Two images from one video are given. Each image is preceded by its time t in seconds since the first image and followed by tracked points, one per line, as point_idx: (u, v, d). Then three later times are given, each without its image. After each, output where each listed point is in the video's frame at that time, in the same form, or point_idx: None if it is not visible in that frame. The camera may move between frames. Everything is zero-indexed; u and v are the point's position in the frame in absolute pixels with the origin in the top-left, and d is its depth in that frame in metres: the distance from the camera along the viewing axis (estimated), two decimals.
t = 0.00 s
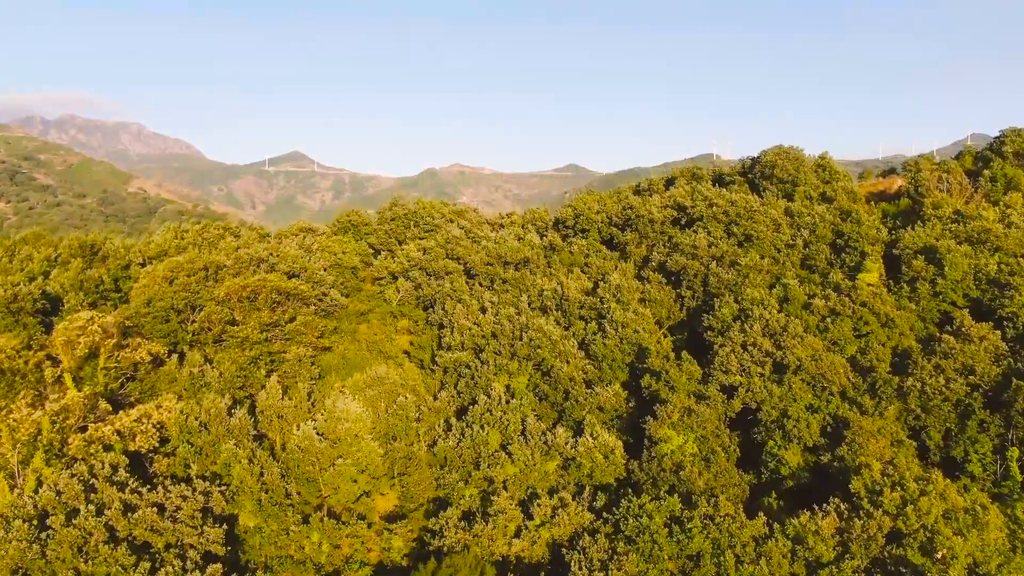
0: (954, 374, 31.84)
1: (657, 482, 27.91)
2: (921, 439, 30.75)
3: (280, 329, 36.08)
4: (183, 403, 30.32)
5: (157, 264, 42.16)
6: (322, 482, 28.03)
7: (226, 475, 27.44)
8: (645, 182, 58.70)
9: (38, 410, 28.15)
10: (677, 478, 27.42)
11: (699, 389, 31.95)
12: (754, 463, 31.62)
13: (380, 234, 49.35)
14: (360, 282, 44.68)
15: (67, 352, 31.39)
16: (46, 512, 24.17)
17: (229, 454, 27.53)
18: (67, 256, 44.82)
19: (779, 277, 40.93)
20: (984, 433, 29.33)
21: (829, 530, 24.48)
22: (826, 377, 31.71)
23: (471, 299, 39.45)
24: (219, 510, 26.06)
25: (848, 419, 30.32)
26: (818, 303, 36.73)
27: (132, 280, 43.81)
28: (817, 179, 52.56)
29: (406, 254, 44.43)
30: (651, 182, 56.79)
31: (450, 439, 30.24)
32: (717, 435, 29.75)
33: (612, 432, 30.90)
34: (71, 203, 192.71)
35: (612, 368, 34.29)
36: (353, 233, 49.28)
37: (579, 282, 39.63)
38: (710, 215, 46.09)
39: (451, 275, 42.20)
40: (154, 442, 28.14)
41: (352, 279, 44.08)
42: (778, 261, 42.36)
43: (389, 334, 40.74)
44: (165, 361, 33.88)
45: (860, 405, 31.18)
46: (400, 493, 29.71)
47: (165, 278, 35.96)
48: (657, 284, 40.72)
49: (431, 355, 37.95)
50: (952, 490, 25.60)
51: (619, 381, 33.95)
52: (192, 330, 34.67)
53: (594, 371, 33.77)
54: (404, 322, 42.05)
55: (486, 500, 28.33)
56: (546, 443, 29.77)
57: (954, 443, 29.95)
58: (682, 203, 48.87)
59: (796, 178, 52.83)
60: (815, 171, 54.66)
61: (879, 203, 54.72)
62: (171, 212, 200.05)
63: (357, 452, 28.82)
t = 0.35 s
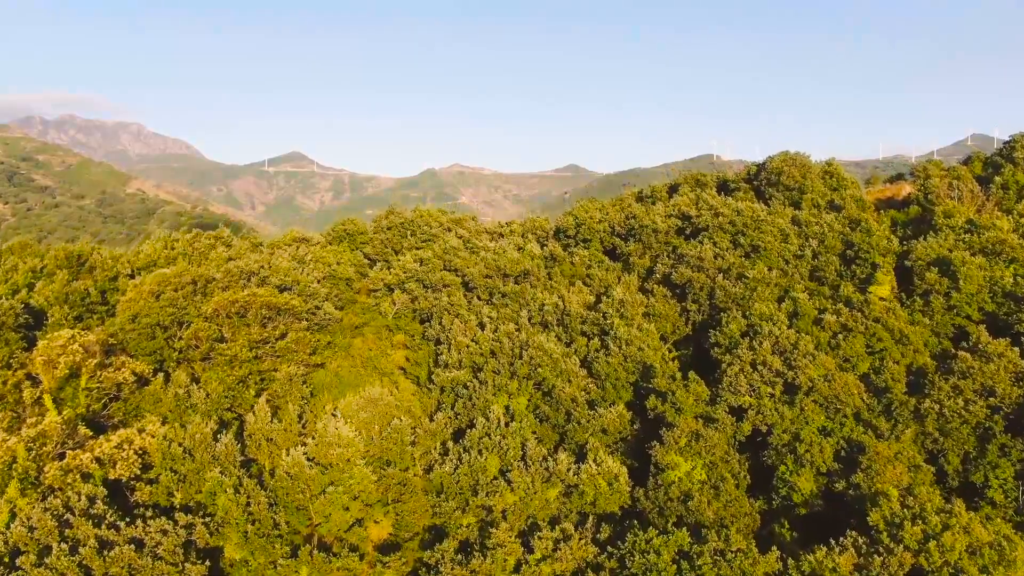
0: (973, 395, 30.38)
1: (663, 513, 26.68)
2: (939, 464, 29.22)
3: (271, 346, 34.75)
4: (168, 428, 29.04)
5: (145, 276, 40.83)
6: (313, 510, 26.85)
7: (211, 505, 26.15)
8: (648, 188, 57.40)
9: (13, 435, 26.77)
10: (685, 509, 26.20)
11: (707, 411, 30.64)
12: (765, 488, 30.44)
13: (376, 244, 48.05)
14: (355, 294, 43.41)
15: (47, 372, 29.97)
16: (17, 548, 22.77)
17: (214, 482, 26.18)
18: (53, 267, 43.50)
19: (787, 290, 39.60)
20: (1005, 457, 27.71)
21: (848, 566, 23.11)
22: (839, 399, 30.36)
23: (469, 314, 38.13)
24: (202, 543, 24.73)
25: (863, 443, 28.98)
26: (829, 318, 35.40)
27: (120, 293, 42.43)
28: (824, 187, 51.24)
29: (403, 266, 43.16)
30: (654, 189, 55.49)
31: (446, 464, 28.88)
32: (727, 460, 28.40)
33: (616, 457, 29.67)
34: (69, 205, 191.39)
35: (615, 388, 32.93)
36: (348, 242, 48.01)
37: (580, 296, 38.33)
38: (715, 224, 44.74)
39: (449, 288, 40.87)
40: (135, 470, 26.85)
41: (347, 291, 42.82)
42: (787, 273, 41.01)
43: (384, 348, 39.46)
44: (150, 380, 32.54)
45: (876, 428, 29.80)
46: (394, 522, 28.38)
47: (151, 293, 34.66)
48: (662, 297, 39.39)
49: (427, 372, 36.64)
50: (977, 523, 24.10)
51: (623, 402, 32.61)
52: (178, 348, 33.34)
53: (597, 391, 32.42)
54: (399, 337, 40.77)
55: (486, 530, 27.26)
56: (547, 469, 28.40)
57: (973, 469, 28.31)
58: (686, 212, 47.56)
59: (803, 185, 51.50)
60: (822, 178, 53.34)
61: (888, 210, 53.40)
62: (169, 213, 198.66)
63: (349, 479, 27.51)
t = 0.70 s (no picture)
0: (992, 416, 28.70)
1: (669, 543, 25.73)
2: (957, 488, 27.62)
3: (260, 362, 33.44)
4: (151, 451, 27.72)
5: (133, 287, 39.58)
6: (304, 541, 25.78)
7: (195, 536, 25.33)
8: (650, 195, 56.23)
9: None
10: (693, 540, 25.08)
11: (715, 433, 29.39)
12: (775, 511, 29.40)
13: (372, 254, 46.80)
14: (351, 307, 42.25)
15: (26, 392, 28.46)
16: None
17: (198, 512, 24.96)
18: (39, 278, 42.25)
19: (795, 304, 38.36)
20: None
21: None
22: (852, 421, 29.02)
23: (467, 329, 36.89)
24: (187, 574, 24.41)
25: (879, 467, 27.79)
26: (840, 334, 34.12)
27: (107, 304, 41.03)
28: (831, 195, 50.00)
29: (399, 277, 41.95)
30: (657, 196, 54.31)
31: (441, 491, 27.49)
32: (737, 486, 27.05)
33: (620, 481, 28.52)
34: (67, 206, 190.38)
35: (619, 407, 31.68)
36: (344, 251, 46.82)
37: (582, 309, 37.10)
38: (721, 233, 43.48)
39: (447, 301, 39.66)
40: (116, 499, 25.78)
41: (342, 302, 41.66)
42: (795, 285, 39.71)
43: (379, 363, 38.28)
44: (135, 399, 31.26)
45: (892, 452, 28.52)
46: (389, 551, 27.26)
47: (137, 307, 33.02)
48: (667, 311, 38.12)
49: (424, 389, 35.41)
50: (1003, 558, 22.54)
51: (627, 422, 31.37)
52: (165, 365, 32.06)
53: (599, 412, 31.34)
54: (395, 351, 39.59)
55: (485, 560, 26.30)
56: (548, 495, 26.97)
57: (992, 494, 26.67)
58: (691, 221, 46.33)
59: (810, 192, 50.25)
60: (829, 185, 52.06)
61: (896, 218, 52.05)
62: (167, 215, 197.42)
63: (340, 507, 26.37)
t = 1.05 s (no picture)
0: (1017, 442, 26.99)
1: None
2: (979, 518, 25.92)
3: (248, 381, 31.98)
4: (131, 480, 26.32)
5: (118, 301, 38.16)
6: None
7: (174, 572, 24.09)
8: (654, 202, 54.88)
9: None
10: None
11: (726, 459, 27.92)
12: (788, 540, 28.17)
13: (367, 265, 45.40)
14: (344, 321, 40.88)
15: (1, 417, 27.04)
16: None
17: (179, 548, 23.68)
18: (23, 291, 40.83)
19: (805, 319, 37.00)
20: None
21: None
22: (869, 447, 27.60)
23: (465, 346, 35.47)
24: None
25: (897, 497, 26.35)
26: (854, 352, 32.72)
27: (93, 318, 39.60)
28: (840, 203, 48.60)
29: (395, 290, 40.59)
30: (661, 204, 52.95)
31: (436, 522, 26.07)
32: (749, 518, 25.66)
33: (626, 511, 27.21)
34: (65, 207, 189.04)
35: (623, 430, 30.29)
36: (338, 262, 45.46)
37: (584, 325, 35.70)
38: (727, 244, 42.18)
39: (444, 316, 38.32)
40: (93, 533, 24.51)
41: (336, 316, 40.34)
42: (805, 300, 38.30)
43: (373, 381, 36.92)
44: (117, 423, 29.86)
45: (911, 481, 27.10)
46: None
47: (120, 325, 31.72)
48: (672, 327, 36.70)
49: (420, 409, 34.02)
50: None
51: (631, 446, 29.97)
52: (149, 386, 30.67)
53: (602, 435, 30.00)
54: (390, 367, 38.21)
55: None
56: (549, 528, 25.48)
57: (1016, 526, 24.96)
58: (696, 231, 44.94)
59: (818, 200, 48.88)
60: (837, 192, 50.65)
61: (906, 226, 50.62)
62: (165, 216, 196.01)
63: (330, 540, 25.10)
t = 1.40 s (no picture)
0: None
1: None
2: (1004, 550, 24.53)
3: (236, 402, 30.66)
4: (112, 509, 25.03)
5: (104, 315, 36.82)
6: None
7: None
8: (657, 209, 53.58)
9: None
10: None
11: (734, 486, 26.75)
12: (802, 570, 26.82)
13: (363, 276, 44.15)
14: (338, 335, 39.35)
15: None
16: None
17: None
18: (7, 304, 39.54)
19: (816, 335, 35.72)
20: None
21: None
22: (886, 473, 26.28)
23: (462, 362, 34.17)
24: None
25: (917, 527, 24.99)
26: (867, 370, 31.39)
27: (78, 332, 38.22)
28: (848, 211, 47.30)
29: (391, 303, 39.29)
30: (664, 211, 51.65)
31: (431, 555, 24.52)
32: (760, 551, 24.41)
33: (631, 540, 25.88)
34: (62, 208, 187.69)
35: (628, 454, 28.85)
36: (333, 273, 44.21)
37: (586, 341, 34.40)
38: (734, 254, 40.62)
39: (441, 331, 37.03)
40: (68, 568, 23.16)
41: (330, 330, 39.12)
42: (815, 314, 36.96)
43: (367, 400, 35.03)
44: (98, 446, 28.55)
45: (931, 510, 25.72)
46: None
47: (103, 343, 30.59)
48: (678, 342, 35.38)
49: (416, 429, 32.69)
50: None
51: (636, 471, 28.60)
52: (132, 407, 29.35)
53: (606, 459, 28.64)
54: (385, 383, 36.43)
55: None
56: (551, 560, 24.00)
57: None
58: (701, 241, 43.63)
59: (826, 208, 47.61)
60: (845, 200, 49.34)
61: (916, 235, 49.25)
62: (162, 217, 194.67)
63: (320, 573, 24.08)
